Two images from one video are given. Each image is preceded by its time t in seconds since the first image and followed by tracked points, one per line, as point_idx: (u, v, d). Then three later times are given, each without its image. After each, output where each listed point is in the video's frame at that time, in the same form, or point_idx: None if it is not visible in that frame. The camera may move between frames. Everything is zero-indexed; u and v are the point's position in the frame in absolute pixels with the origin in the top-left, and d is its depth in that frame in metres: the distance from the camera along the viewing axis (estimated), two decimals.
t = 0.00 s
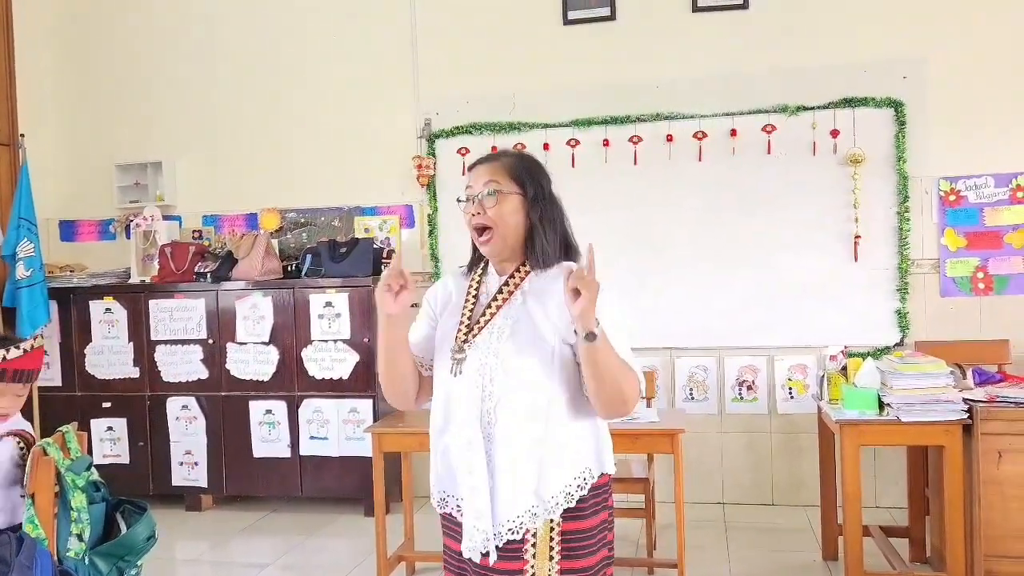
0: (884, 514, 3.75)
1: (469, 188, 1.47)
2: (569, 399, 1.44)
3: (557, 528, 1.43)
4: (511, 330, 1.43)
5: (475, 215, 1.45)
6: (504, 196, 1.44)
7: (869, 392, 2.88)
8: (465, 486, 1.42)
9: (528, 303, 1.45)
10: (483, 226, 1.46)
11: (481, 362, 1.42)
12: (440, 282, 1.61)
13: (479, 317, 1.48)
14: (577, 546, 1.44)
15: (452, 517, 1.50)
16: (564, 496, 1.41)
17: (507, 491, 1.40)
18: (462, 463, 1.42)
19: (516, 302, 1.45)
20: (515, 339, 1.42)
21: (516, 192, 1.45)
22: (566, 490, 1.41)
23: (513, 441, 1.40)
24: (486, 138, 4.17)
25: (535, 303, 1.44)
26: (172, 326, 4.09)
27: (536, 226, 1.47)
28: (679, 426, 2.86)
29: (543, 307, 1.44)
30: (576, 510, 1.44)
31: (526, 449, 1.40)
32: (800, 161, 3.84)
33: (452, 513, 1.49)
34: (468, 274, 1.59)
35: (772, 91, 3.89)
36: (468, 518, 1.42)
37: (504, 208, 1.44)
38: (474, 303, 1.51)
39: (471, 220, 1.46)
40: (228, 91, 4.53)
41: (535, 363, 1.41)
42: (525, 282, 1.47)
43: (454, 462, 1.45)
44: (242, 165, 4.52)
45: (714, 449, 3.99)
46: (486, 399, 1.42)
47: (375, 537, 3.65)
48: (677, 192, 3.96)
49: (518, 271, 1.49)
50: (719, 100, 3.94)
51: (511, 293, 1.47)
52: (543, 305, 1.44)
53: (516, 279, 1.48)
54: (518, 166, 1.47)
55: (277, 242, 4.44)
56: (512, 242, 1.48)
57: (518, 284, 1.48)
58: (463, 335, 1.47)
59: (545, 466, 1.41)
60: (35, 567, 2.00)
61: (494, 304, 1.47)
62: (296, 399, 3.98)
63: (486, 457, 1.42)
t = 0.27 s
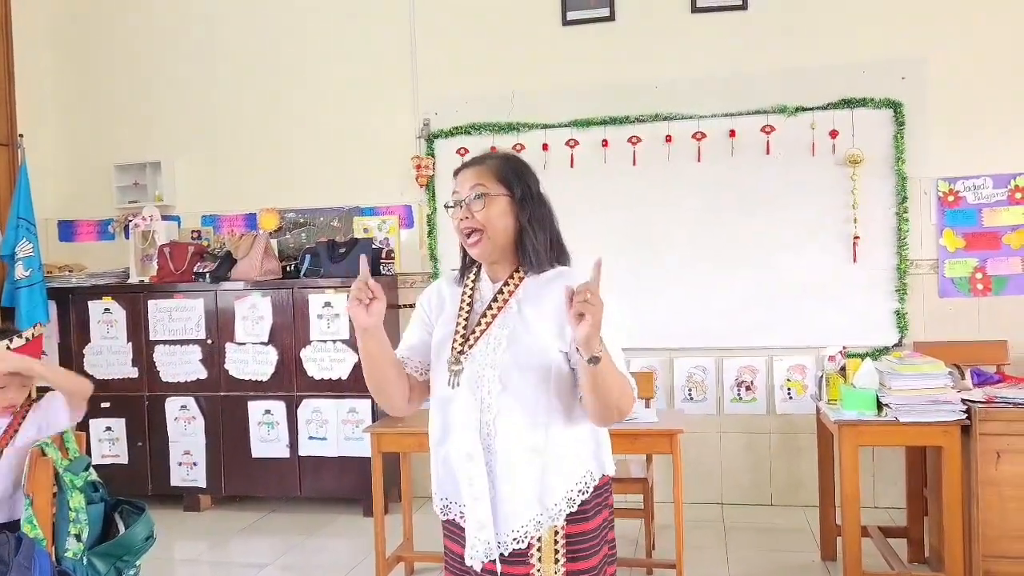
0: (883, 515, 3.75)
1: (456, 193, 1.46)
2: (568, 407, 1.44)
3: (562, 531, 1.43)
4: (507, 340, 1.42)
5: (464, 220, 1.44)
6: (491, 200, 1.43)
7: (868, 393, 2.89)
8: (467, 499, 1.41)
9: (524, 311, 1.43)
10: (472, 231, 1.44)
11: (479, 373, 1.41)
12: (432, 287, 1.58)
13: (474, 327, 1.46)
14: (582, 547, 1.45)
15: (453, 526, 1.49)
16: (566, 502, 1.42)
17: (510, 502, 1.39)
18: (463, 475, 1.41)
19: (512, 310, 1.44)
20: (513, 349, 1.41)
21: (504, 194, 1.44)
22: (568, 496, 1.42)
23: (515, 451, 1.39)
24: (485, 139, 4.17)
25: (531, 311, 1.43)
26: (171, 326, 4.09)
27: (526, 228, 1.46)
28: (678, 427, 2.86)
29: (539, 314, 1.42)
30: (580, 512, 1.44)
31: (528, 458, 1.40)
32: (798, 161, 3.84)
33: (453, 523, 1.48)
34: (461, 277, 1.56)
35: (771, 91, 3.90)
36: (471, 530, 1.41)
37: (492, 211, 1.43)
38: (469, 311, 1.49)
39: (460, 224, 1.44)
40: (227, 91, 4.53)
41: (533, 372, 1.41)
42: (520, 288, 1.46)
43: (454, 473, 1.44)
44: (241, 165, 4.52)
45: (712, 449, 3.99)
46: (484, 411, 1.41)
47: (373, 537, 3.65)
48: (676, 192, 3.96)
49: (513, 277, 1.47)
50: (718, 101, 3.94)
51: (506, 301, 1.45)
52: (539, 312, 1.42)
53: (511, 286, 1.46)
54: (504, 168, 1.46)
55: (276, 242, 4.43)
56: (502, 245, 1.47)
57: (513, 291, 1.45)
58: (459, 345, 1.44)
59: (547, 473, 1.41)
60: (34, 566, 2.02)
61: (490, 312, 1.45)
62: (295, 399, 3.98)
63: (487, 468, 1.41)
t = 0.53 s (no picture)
0: (884, 515, 3.75)
1: (449, 197, 1.45)
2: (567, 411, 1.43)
3: (563, 533, 1.44)
4: (505, 345, 1.41)
5: (458, 224, 1.43)
6: (485, 204, 1.42)
7: (869, 394, 2.89)
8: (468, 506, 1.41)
9: (521, 316, 1.43)
10: (466, 234, 1.44)
11: (477, 379, 1.41)
12: (427, 291, 1.58)
13: (471, 332, 1.45)
14: (583, 548, 1.45)
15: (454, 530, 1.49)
16: (566, 504, 1.42)
17: (510, 507, 1.40)
18: (463, 482, 1.41)
19: (509, 315, 1.43)
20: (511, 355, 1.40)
21: (497, 198, 1.43)
22: (568, 499, 1.42)
23: (514, 457, 1.40)
24: (486, 139, 4.17)
25: (528, 316, 1.43)
26: (172, 327, 4.09)
27: (519, 232, 1.45)
28: (678, 428, 2.87)
29: (536, 318, 1.43)
30: (581, 514, 1.45)
31: (527, 463, 1.40)
32: (799, 162, 3.84)
33: (454, 527, 1.48)
34: (457, 281, 1.56)
35: (772, 92, 3.90)
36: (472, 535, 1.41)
37: (486, 215, 1.42)
38: (465, 315, 1.48)
39: (454, 228, 1.44)
40: (228, 92, 4.53)
41: (531, 376, 1.41)
42: (515, 293, 1.45)
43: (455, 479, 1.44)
44: (242, 165, 4.52)
45: (713, 450, 3.99)
46: (484, 418, 1.40)
47: (374, 538, 3.66)
48: (677, 193, 3.97)
49: (507, 281, 1.47)
50: (719, 102, 3.94)
51: (502, 306, 1.44)
52: (537, 316, 1.43)
53: (506, 290, 1.46)
54: (497, 171, 1.45)
55: (276, 243, 4.44)
56: (497, 249, 1.46)
57: (508, 296, 1.45)
58: (456, 351, 1.44)
59: (547, 477, 1.41)
60: (36, 567, 2.02)
61: (486, 317, 1.44)
62: (296, 400, 3.98)
63: (487, 474, 1.41)
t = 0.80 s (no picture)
0: (886, 517, 3.75)
1: (448, 196, 1.46)
2: (563, 414, 1.42)
3: (559, 536, 1.43)
4: (501, 349, 1.40)
5: (456, 222, 1.44)
6: (483, 204, 1.43)
7: (870, 396, 2.88)
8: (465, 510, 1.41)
9: (517, 318, 1.42)
10: (463, 233, 1.44)
11: (474, 383, 1.40)
12: (425, 293, 1.57)
13: (468, 335, 1.45)
14: (580, 552, 1.44)
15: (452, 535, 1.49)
16: (562, 508, 1.41)
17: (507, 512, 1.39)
18: (461, 485, 1.41)
19: (505, 318, 1.42)
20: (507, 358, 1.39)
21: (495, 198, 1.44)
22: (564, 502, 1.41)
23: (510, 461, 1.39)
24: (487, 141, 4.18)
25: (524, 319, 1.41)
26: (174, 328, 4.09)
27: (517, 233, 1.46)
28: (680, 429, 2.87)
29: (532, 321, 1.41)
30: (576, 517, 1.44)
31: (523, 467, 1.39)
32: (801, 163, 3.84)
33: (452, 531, 1.48)
34: (453, 283, 1.55)
35: (773, 94, 3.90)
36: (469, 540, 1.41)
37: (484, 214, 1.43)
38: (462, 317, 1.48)
39: (452, 227, 1.45)
40: (229, 93, 4.54)
41: (526, 381, 1.39)
42: (510, 296, 1.45)
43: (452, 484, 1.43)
44: (243, 167, 4.52)
45: (714, 452, 3.98)
46: (480, 422, 1.40)
47: (375, 539, 3.66)
48: (678, 195, 3.97)
49: (503, 283, 1.46)
50: (721, 103, 3.94)
51: (498, 308, 1.44)
52: (533, 318, 1.41)
53: (501, 292, 1.45)
54: (497, 171, 1.46)
55: (278, 245, 4.45)
56: (494, 249, 1.47)
57: (504, 298, 1.45)
58: (453, 355, 1.44)
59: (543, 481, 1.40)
60: (38, 568, 2.02)
61: (483, 320, 1.44)
62: (297, 401, 3.98)
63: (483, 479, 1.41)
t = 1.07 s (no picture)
0: (887, 519, 3.74)
1: (442, 200, 1.44)
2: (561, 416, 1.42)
3: (559, 540, 1.43)
4: (498, 353, 1.40)
5: (450, 227, 1.42)
6: (478, 207, 1.41)
7: (871, 397, 2.89)
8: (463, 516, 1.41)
9: (514, 322, 1.42)
10: (458, 238, 1.43)
11: (471, 389, 1.39)
12: (421, 297, 1.57)
13: (465, 339, 1.45)
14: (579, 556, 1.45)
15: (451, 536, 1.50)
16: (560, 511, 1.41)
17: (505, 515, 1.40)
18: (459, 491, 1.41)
19: (501, 322, 1.42)
20: (505, 364, 1.38)
21: (490, 202, 1.42)
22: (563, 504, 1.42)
23: (508, 466, 1.39)
24: (487, 143, 4.18)
25: (520, 324, 1.41)
26: (175, 330, 4.10)
27: (512, 236, 1.44)
28: (681, 431, 2.87)
29: (529, 326, 1.40)
30: (576, 521, 1.44)
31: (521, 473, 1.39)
32: (801, 165, 3.84)
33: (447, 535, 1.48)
34: (450, 286, 1.56)
35: (774, 96, 3.90)
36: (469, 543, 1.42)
37: (479, 219, 1.41)
38: (459, 320, 1.48)
39: (446, 231, 1.43)
40: (230, 95, 4.54)
41: (523, 386, 1.38)
42: (507, 299, 1.44)
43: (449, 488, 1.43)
44: (244, 169, 4.53)
45: (715, 454, 3.98)
46: (478, 427, 1.40)
47: (376, 541, 3.66)
48: (678, 196, 3.97)
49: (499, 286, 1.46)
50: (722, 105, 3.94)
51: (494, 312, 1.44)
52: (530, 323, 1.41)
53: (498, 295, 1.45)
54: (491, 174, 1.44)
55: (279, 247, 4.44)
56: (489, 253, 1.45)
57: (501, 301, 1.45)
58: (450, 360, 1.43)
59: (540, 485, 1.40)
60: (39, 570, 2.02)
61: (479, 323, 1.44)
62: (298, 403, 3.98)
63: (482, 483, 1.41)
